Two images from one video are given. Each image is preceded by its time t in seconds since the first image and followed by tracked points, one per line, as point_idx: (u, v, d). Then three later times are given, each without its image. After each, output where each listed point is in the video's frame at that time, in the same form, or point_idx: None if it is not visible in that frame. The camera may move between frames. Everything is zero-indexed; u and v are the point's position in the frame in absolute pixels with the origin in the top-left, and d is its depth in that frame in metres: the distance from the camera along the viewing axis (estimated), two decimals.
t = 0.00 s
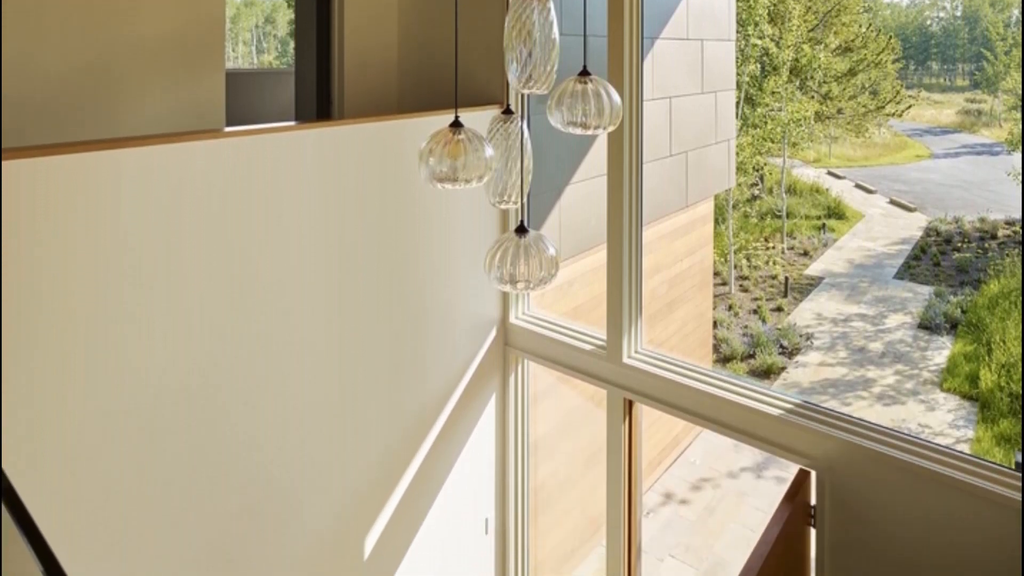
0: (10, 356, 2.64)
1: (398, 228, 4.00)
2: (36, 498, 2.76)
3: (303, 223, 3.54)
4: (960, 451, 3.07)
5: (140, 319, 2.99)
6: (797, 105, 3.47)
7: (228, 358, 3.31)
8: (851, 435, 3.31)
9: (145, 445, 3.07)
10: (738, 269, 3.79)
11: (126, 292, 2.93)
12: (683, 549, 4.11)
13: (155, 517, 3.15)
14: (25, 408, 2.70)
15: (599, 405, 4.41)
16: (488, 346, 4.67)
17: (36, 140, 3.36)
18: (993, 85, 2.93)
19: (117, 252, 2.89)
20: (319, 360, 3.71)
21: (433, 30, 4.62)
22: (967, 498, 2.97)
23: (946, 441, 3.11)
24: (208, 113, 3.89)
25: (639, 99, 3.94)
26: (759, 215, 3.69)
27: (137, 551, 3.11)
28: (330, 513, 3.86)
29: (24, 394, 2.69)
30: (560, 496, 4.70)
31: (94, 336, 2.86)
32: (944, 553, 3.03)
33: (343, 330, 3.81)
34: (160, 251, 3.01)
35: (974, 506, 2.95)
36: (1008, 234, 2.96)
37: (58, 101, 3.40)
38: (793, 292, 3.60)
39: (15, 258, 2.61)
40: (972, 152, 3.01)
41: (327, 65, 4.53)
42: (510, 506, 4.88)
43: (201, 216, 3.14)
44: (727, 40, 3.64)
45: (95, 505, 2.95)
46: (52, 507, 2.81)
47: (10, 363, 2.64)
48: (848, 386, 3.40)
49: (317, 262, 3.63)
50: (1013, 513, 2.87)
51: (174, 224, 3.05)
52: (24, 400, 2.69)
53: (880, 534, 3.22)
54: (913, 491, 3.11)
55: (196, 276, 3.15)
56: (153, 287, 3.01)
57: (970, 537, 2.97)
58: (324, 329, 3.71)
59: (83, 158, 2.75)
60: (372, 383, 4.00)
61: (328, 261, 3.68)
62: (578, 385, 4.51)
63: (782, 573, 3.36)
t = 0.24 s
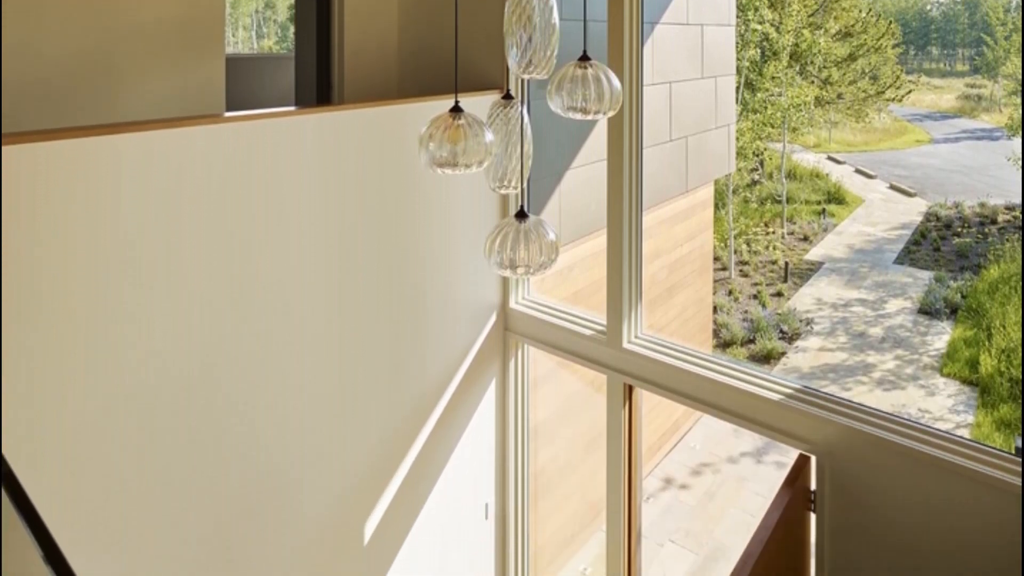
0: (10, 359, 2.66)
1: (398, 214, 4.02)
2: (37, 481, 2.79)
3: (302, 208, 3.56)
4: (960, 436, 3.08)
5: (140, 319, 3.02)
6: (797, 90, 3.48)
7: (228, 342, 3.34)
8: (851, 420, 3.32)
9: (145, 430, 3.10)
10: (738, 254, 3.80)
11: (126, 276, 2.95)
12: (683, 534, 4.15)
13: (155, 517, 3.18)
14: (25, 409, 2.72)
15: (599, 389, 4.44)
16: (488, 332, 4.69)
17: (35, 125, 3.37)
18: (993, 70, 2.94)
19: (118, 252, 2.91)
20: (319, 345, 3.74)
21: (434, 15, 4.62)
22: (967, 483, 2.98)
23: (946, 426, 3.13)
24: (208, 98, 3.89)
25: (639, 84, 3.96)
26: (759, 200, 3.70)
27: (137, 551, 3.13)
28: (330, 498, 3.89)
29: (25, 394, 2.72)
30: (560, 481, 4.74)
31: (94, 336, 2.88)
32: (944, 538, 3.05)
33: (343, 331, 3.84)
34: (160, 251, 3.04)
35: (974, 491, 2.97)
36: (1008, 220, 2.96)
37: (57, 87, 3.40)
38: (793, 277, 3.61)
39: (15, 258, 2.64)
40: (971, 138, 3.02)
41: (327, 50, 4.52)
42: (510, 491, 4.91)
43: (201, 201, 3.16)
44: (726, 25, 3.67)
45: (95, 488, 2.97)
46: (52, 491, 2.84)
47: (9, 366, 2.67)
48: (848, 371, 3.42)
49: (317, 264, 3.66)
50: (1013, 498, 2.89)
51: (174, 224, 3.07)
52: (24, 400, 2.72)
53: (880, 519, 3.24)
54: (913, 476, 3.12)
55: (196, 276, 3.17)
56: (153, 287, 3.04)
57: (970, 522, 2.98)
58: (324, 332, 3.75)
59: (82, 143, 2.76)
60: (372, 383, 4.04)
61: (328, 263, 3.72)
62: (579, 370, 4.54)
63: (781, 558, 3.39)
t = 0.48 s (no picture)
0: (9, 359, 2.69)
1: (398, 198, 4.03)
2: (37, 465, 2.81)
3: (302, 192, 3.57)
4: (960, 421, 3.10)
5: (139, 319, 3.05)
6: (797, 75, 3.48)
7: (228, 327, 3.36)
8: (851, 405, 3.34)
9: (146, 414, 3.12)
10: (738, 240, 3.81)
11: (127, 261, 2.98)
12: (683, 519, 4.18)
13: (155, 516, 3.21)
14: (25, 409, 2.75)
15: (598, 374, 4.47)
16: (488, 316, 4.71)
17: (35, 111, 3.36)
18: (993, 55, 2.95)
19: (118, 252, 2.94)
20: (319, 330, 3.76)
21: None
22: (967, 468, 3.01)
23: (946, 411, 3.14)
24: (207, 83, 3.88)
25: (639, 69, 3.97)
26: (758, 185, 3.71)
27: (136, 552, 3.17)
28: (330, 483, 3.92)
29: (24, 394, 2.75)
30: (560, 466, 4.78)
31: (94, 336, 2.91)
32: (944, 523, 3.07)
33: (343, 331, 3.88)
34: (160, 251, 3.07)
35: (974, 476, 2.99)
36: (1008, 205, 2.96)
37: (56, 73, 3.40)
38: (793, 263, 3.62)
39: (15, 257, 2.67)
40: (971, 123, 3.03)
41: (327, 36, 4.52)
42: (510, 476, 4.96)
43: (204, 186, 3.19)
44: (726, 10, 3.67)
45: (98, 473, 3.00)
46: (53, 475, 2.86)
47: (9, 366, 2.69)
48: (848, 356, 3.43)
49: (316, 257, 3.69)
50: (1013, 483, 2.91)
51: (174, 224, 3.10)
52: (24, 400, 2.75)
53: (880, 504, 3.26)
54: (913, 461, 3.15)
55: (196, 276, 3.21)
56: (153, 287, 3.07)
57: (970, 507, 3.01)
58: (325, 323, 3.78)
59: (82, 128, 2.79)
60: (372, 368, 4.06)
61: (328, 265, 3.75)
62: (578, 355, 4.57)
63: (781, 544, 3.42)
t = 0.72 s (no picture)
0: (10, 360, 2.73)
1: (398, 187, 4.04)
2: (38, 450, 2.85)
3: (302, 180, 3.58)
4: (960, 410, 3.11)
5: (140, 319, 3.08)
6: (797, 64, 3.49)
7: (226, 315, 3.37)
8: (851, 394, 3.35)
9: (145, 402, 3.14)
10: (738, 228, 3.82)
11: (127, 249, 3.00)
12: (683, 508, 4.20)
13: (155, 517, 3.24)
14: (25, 409, 2.78)
15: (598, 363, 4.50)
16: (488, 305, 4.73)
17: (35, 99, 3.36)
18: (993, 45, 2.95)
19: (118, 253, 2.97)
20: (319, 318, 3.78)
21: None
22: (968, 457, 3.00)
23: (946, 400, 3.15)
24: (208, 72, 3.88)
25: (639, 58, 3.97)
26: (759, 174, 3.72)
27: (137, 545, 3.19)
28: (329, 472, 3.94)
29: (25, 394, 2.78)
30: (560, 455, 4.81)
31: (94, 336, 2.95)
32: (944, 512, 3.07)
33: (343, 333, 3.91)
34: (160, 252, 3.10)
35: (974, 465, 2.99)
36: (1008, 193, 2.97)
37: (56, 62, 3.40)
38: (793, 251, 3.63)
39: (15, 258, 2.70)
40: (971, 112, 3.03)
41: (327, 25, 4.51)
42: (510, 465, 4.99)
43: (205, 175, 3.21)
44: None
45: (98, 458, 3.02)
46: (53, 462, 2.89)
47: (9, 366, 2.73)
48: (848, 345, 3.43)
49: (316, 245, 3.70)
50: (1013, 472, 2.90)
51: (174, 226, 3.13)
52: (24, 400, 2.78)
53: (880, 493, 3.26)
54: (913, 450, 3.15)
55: (196, 276, 3.23)
56: (154, 288, 3.10)
57: (970, 496, 3.01)
58: (324, 312, 3.80)
59: (81, 117, 2.81)
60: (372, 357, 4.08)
61: (329, 264, 3.77)
62: (578, 344, 4.60)
63: (781, 533, 3.42)
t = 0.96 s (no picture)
0: (10, 360, 2.77)
1: (398, 172, 4.05)
2: (41, 434, 2.89)
3: (301, 165, 3.59)
4: (960, 395, 3.12)
5: (140, 319, 3.11)
6: (797, 49, 3.50)
7: (226, 300, 3.39)
8: (851, 379, 3.37)
9: (145, 387, 3.17)
10: (738, 213, 3.83)
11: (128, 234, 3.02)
12: (683, 493, 4.24)
13: (155, 517, 3.28)
14: (25, 408, 2.83)
15: (598, 348, 4.52)
16: (488, 290, 4.75)
17: (36, 84, 3.37)
18: (993, 29, 2.95)
19: (118, 252, 3.00)
20: (319, 303, 3.80)
21: None
22: (967, 442, 3.02)
23: (946, 385, 3.16)
24: (208, 57, 3.89)
25: (639, 43, 3.97)
26: (758, 159, 3.73)
27: (137, 533, 3.23)
28: (330, 456, 3.98)
29: (24, 394, 2.82)
30: (560, 440, 4.85)
31: (94, 325, 2.98)
32: (944, 497, 3.09)
33: (343, 333, 3.95)
34: (160, 252, 3.13)
35: (974, 450, 3.00)
36: (1008, 178, 2.98)
37: (56, 47, 3.41)
38: (793, 237, 3.64)
39: (15, 258, 2.74)
40: (971, 97, 3.04)
41: (327, 9, 4.49)
42: (510, 449, 5.03)
43: (204, 159, 3.22)
44: None
45: (98, 441, 3.06)
46: (54, 446, 2.93)
47: (9, 366, 2.77)
48: (848, 330, 3.45)
49: (316, 231, 3.72)
50: (1013, 457, 2.91)
51: (174, 222, 3.16)
52: (24, 400, 2.82)
53: (880, 478, 3.28)
54: (913, 435, 3.16)
55: (196, 279, 3.27)
56: (153, 287, 3.13)
57: (970, 481, 3.02)
58: (324, 297, 3.82)
59: (81, 102, 2.83)
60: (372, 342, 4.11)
61: (329, 262, 3.80)
62: (578, 329, 4.62)
63: (781, 518, 3.45)
